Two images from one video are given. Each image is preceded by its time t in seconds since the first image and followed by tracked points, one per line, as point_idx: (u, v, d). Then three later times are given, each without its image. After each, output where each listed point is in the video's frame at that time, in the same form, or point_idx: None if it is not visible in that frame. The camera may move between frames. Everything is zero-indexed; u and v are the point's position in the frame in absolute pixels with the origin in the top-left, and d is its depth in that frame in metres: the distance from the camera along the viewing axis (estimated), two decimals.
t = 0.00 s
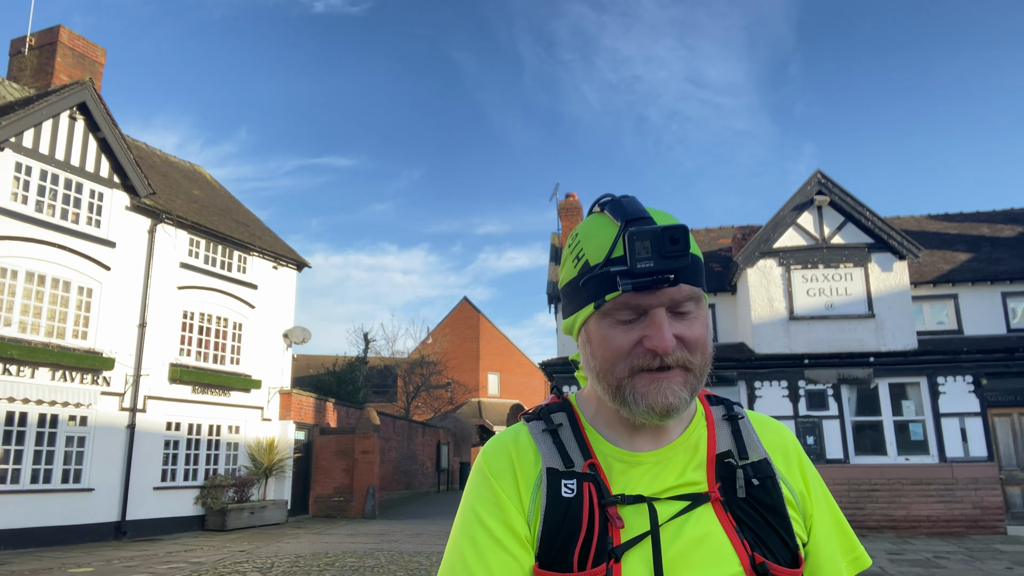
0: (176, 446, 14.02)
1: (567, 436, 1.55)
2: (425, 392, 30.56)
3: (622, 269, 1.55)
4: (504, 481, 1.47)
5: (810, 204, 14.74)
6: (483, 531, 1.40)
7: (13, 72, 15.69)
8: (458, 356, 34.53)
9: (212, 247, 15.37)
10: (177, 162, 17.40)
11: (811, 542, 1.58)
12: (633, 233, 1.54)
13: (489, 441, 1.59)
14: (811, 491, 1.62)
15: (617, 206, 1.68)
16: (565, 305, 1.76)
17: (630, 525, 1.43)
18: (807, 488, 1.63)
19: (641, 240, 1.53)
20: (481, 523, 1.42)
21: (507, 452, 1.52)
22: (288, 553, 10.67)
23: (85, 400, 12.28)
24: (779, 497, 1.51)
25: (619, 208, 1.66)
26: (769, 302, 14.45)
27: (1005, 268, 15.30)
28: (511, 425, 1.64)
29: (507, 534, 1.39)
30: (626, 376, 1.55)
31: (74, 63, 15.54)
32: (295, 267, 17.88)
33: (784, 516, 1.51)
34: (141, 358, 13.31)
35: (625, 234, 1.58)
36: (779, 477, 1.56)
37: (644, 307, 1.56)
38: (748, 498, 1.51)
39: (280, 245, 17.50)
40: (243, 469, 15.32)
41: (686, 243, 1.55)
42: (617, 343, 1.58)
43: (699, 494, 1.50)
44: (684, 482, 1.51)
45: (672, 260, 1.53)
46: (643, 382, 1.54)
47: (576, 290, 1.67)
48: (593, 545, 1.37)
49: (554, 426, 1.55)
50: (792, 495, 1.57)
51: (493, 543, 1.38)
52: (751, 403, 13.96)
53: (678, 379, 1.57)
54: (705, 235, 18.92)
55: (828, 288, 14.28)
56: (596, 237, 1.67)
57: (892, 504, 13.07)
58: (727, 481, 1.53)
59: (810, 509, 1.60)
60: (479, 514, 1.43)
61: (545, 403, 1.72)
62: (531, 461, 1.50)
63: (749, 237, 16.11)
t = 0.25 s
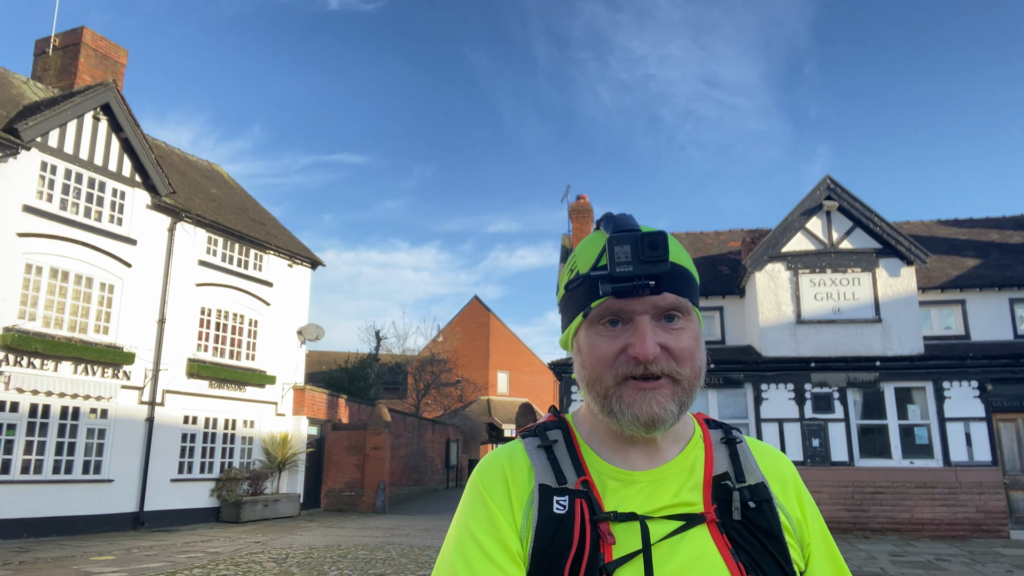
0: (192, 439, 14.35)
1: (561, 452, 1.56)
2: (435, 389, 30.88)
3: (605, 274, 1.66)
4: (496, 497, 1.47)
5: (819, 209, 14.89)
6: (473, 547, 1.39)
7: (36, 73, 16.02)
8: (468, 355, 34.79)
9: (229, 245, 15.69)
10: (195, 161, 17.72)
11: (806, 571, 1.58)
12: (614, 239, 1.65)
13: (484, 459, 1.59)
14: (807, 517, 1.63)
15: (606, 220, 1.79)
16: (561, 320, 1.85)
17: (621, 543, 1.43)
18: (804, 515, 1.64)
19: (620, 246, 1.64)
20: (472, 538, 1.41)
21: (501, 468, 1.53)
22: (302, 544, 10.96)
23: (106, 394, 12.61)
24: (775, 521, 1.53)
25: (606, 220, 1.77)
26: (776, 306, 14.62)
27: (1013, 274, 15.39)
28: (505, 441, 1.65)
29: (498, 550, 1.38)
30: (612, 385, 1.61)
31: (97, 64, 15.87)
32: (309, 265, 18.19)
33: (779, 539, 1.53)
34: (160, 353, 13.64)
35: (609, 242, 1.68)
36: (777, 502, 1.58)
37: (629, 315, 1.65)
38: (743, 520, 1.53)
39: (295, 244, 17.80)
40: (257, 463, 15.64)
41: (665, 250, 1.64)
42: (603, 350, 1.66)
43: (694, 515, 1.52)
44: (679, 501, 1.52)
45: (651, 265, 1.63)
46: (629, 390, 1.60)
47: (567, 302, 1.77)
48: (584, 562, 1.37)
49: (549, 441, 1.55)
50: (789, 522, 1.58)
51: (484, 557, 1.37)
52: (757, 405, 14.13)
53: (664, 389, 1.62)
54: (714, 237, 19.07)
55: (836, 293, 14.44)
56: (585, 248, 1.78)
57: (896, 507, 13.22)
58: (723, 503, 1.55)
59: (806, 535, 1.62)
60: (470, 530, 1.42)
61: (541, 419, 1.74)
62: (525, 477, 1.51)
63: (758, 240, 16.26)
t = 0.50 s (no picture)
0: (207, 435, 14.67)
1: (556, 441, 1.59)
2: (444, 386, 31.23)
3: (607, 266, 1.66)
4: (489, 483, 1.50)
5: (823, 210, 15.05)
6: (465, 532, 1.43)
7: (54, 76, 16.34)
8: (477, 351, 35.07)
9: (242, 245, 15.99)
10: (209, 162, 18.03)
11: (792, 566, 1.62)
12: (617, 231, 1.66)
13: (477, 446, 1.61)
14: (795, 514, 1.67)
15: (608, 215, 1.79)
16: (558, 314, 1.84)
17: (614, 531, 1.46)
18: (792, 511, 1.68)
19: (623, 239, 1.65)
20: (464, 524, 1.45)
21: (495, 455, 1.56)
22: (316, 539, 11.27)
23: (125, 391, 12.94)
24: (765, 516, 1.56)
25: (609, 216, 1.78)
26: (781, 306, 14.80)
27: (1018, 274, 15.50)
28: (500, 430, 1.67)
29: (490, 536, 1.42)
30: (610, 378, 1.61)
31: (114, 67, 16.18)
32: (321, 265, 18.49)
33: (768, 533, 1.56)
34: (176, 351, 13.98)
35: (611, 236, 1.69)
36: (766, 496, 1.61)
37: (630, 308, 1.65)
38: (733, 513, 1.56)
39: (307, 243, 18.10)
40: (271, 458, 15.97)
41: (667, 243, 1.65)
42: (602, 343, 1.65)
43: (684, 507, 1.55)
44: (670, 493, 1.55)
45: (653, 258, 1.64)
46: (627, 383, 1.60)
47: (567, 294, 1.76)
48: (577, 549, 1.40)
49: (544, 430, 1.59)
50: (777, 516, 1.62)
51: (475, 542, 1.41)
52: (762, 403, 14.33)
53: (661, 384, 1.62)
54: (721, 237, 19.24)
55: (840, 293, 14.61)
56: (587, 242, 1.78)
57: (899, 504, 13.41)
58: (714, 495, 1.58)
59: (794, 530, 1.66)
60: (462, 515, 1.46)
61: (536, 411, 1.75)
62: (518, 464, 1.53)
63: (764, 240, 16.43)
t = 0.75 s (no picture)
0: (214, 433, 14.91)
1: (556, 448, 1.59)
2: (446, 384, 31.50)
3: (609, 273, 1.65)
4: (489, 488, 1.51)
5: (821, 210, 15.24)
6: (466, 538, 1.43)
7: (61, 79, 16.55)
8: (479, 350, 35.29)
9: (248, 246, 16.22)
10: (214, 163, 18.25)
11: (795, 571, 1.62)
12: (620, 238, 1.64)
13: (477, 450, 1.61)
14: (796, 518, 1.67)
15: (609, 219, 1.77)
16: (559, 319, 1.83)
17: (613, 540, 1.46)
18: (793, 515, 1.67)
19: (627, 246, 1.63)
20: (465, 530, 1.45)
21: (495, 460, 1.56)
22: (321, 535, 11.51)
23: (133, 390, 13.17)
24: (766, 522, 1.56)
25: (611, 220, 1.76)
26: (779, 305, 15.01)
27: (1013, 272, 15.68)
28: (500, 435, 1.67)
29: (490, 542, 1.42)
30: (611, 385, 1.61)
31: (120, 71, 16.40)
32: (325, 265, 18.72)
33: (770, 539, 1.56)
34: (183, 351, 14.22)
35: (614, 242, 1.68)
36: (767, 502, 1.61)
37: (632, 315, 1.65)
38: (735, 519, 1.55)
39: (311, 244, 18.33)
40: (276, 456, 16.20)
41: (671, 250, 1.64)
42: (604, 350, 1.65)
43: (685, 513, 1.54)
44: (670, 500, 1.55)
45: (656, 266, 1.63)
46: (628, 390, 1.60)
47: (568, 299, 1.76)
48: (576, 558, 1.41)
49: (543, 436, 1.59)
50: (778, 521, 1.61)
51: (477, 549, 1.41)
52: (760, 401, 14.54)
53: (662, 391, 1.62)
54: (720, 236, 19.44)
55: (837, 292, 14.81)
56: (588, 247, 1.76)
57: (895, 500, 13.61)
58: (714, 502, 1.58)
59: (795, 535, 1.66)
60: (462, 520, 1.46)
61: (536, 416, 1.76)
62: (519, 470, 1.54)
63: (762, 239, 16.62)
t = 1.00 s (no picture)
0: (219, 436, 15.16)
1: (570, 458, 1.56)
2: (447, 387, 31.81)
3: (620, 283, 1.62)
4: (502, 500, 1.49)
5: (815, 216, 15.50)
6: (478, 551, 1.41)
7: (68, 87, 16.79)
8: (479, 353, 35.56)
9: (252, 251, 16.49)
10: (218, 170, 18.52)
11: None
12: (629, 246, 1.61)
13: (493, 462, 1.60)
14: (822, 532, 1.59)
15: (620, 228, 1.75)
16: (573, 329, 1.82)
17: (627, 550, 1.41)
18: (819, 529, 1.60)
19: (635, 255, 1.60)
20: (477, 543, 1.43)
21: (509, 471, 1.54)
22: (325, 535, 11.77)
23: (140, 393, 13.42)
24: (788, 534, 1.50)
25: (621, 229, 1.73)
26: (774, 309, 15.27)
27: (1005, 278, 15.92)
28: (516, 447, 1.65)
29: (503, 556, 1.40)
30: (626, 396, 1.58)
31: (126, 79, 16.66)
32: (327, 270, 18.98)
33: (792, 552, 1.50)
34: (189, 355, 14.48)
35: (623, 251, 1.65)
36: (789, 513, 1.55)
37: (645, 324, 1.61)
38: (755, 531, 1.50)
39: (313, 249, 18.60)
40: (279, 458, 16.45)
41: (681, 258, 1.60)
42: (617, 361, 1.62)
43: (703, 524, 1.48)
44: (688, 510, 1.49)
45: (667, 273, 1.59)
46: (643, 401, 1.57)
47: (581, 310, 1.73)
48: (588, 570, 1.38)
49: (558, 447, 1.56)
50: (801, 534, 1.55)
51: (489, 562, 1.39)
52: (755, 404, 14.79)
53: (679, 400, 1.58)
54: (717, 241, 19.70)
55: (831, 297, 15.08)
56: (598, 256, 1.74)
57: (888, 502, 13.85)
58: (734, 513, 1.52)
59: (821, 551, 1.58)
60: (476, 533, 1.44)
61: (553, 425, 1.73)
62: (532, 481, 1.51)
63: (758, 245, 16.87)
